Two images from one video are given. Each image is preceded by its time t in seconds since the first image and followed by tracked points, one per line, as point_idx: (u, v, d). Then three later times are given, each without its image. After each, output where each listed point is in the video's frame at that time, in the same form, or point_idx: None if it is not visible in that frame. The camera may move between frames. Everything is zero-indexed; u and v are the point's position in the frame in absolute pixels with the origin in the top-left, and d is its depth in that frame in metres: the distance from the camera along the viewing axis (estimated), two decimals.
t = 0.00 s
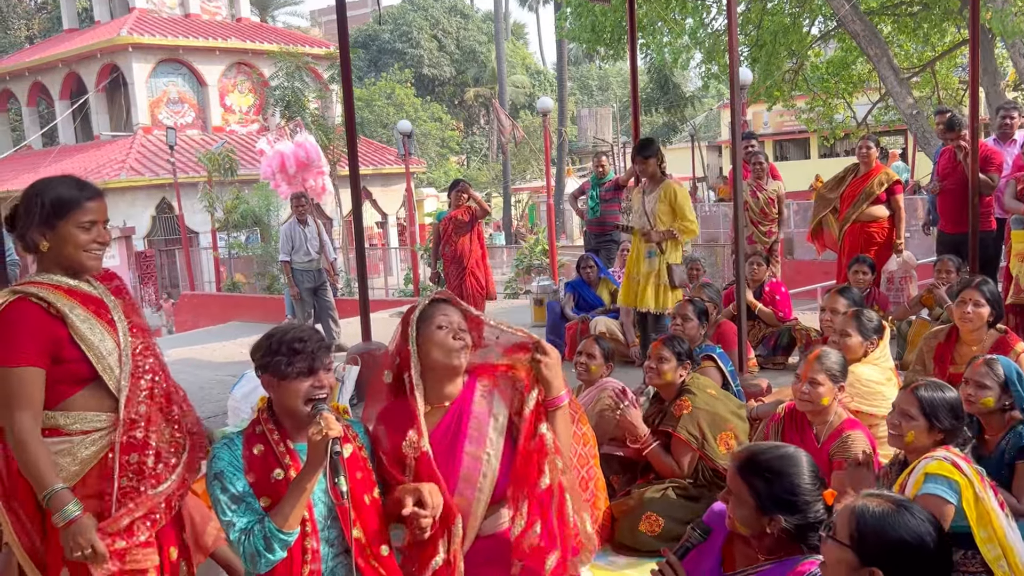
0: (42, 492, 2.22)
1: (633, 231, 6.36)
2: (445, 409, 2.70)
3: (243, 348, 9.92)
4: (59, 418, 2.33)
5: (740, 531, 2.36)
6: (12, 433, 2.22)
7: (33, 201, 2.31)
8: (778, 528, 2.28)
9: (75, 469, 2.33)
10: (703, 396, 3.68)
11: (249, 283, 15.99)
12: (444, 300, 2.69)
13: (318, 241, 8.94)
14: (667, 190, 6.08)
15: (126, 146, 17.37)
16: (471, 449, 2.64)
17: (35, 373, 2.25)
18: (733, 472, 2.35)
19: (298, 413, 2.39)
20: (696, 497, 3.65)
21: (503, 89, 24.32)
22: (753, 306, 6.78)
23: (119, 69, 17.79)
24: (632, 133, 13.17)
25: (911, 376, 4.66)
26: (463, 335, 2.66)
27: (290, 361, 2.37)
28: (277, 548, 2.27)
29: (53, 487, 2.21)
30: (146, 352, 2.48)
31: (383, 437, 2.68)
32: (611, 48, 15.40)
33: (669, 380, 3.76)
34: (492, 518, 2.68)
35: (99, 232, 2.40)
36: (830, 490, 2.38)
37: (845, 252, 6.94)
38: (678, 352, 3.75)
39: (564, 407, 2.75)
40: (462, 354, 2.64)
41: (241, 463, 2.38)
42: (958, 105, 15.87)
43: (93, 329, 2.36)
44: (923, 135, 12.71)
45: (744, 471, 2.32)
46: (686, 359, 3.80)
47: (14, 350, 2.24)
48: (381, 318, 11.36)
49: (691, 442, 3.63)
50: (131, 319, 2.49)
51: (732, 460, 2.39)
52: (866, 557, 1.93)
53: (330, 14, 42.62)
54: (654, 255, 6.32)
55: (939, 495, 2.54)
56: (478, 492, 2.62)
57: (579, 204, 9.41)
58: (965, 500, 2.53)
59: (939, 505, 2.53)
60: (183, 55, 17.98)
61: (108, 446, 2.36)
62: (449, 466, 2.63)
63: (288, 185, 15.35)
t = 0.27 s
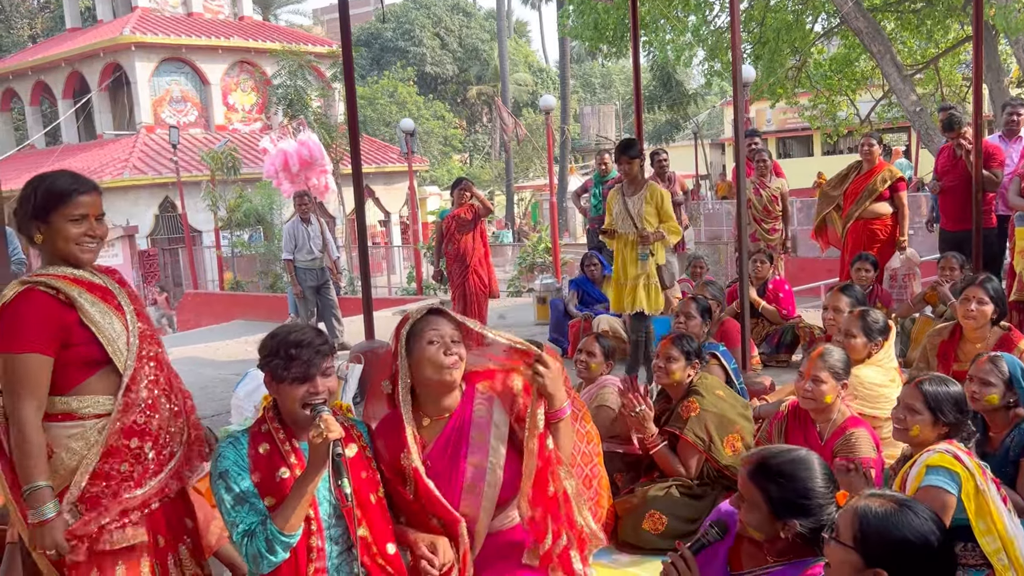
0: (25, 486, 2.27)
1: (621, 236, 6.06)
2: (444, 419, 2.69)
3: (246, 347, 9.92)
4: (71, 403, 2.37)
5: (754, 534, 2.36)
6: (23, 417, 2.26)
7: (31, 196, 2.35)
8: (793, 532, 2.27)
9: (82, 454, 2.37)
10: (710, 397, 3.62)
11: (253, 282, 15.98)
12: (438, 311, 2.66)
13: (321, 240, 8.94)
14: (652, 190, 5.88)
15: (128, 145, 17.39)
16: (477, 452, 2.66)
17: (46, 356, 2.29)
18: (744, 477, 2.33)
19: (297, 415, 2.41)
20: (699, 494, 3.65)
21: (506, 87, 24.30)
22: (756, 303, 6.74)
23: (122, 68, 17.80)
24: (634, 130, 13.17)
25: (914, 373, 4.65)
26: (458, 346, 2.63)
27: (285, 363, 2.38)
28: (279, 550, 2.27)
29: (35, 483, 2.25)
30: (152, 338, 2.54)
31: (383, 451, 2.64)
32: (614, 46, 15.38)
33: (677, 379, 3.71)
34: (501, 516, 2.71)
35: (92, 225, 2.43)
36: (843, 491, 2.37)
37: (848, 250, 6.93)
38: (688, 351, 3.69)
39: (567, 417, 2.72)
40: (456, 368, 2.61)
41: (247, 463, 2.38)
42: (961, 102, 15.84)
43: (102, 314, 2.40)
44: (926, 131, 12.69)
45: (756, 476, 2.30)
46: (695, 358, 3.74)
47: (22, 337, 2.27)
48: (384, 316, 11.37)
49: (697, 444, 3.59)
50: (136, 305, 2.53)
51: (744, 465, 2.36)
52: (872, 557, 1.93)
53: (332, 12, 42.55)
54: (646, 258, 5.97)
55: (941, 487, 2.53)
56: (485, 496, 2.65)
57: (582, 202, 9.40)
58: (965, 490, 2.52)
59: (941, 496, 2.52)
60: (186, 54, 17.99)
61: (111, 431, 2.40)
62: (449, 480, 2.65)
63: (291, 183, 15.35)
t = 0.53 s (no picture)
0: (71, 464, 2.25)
1: (606, 238, 6.09)
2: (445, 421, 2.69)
3: (249, 345, 9.93)
4: (74, 400, 2.34)
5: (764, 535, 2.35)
6: (40, 409, 2.25)
7: (36, 195, 2.39)
8: (805, 533, 2.27)
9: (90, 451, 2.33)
10: (719, 401, 3.60)
11: (255, 281, 15.99)
12: (434, 314, 2.64)
13: (323, 239, 8.95)
14: (640, 195, 5.89)
15: (131, 145, 17.41)
16: (476, 453, 2.67)
17: (53, 348, 2.28)
18: (753, 479, 2.31)
19: (293, 418, 2.42)
20: (702, 494, 3.66)
21: (507, 85, 24.30)
22: (758, 301, 6.73)
23: (124, 67, 17.82)
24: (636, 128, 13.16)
25: (917, 370, 4.64)
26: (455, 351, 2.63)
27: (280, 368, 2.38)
28: (269, 553, 2.28)
29: (79, 458, 2.24)
30: (157, 336, 2.52)
31: (384, 452, 2.67)
32: (616, 43, 15.37)
33: (687, 380, 3.70)
34: (500, 518, 2.70)
35: (88, 223, 2.43)
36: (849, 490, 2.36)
37: (850, 248, 6.93)
38: (698, 353, 3.68)
39: (566, 423, 2.65)
40: (451, 374, 2.61)
41: (244, 463, 2.39)
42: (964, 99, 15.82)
43: (105, 310, 2.40)
44: (928, 128, 12.67)
45: (765, 479, 2.28)
46: (707, 359, 3.72)
47: (27, 328, 2.27)
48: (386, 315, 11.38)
49: (704, 449, 3.58)
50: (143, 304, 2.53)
51: (752, 467, 2.33)
52: (887, 547, 1.93)
53: (334, 10, 42.52)
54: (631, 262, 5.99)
55: (954, 484, 2.52)
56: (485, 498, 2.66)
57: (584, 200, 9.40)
58: (976, 488, 2.53)
59: (952, 491, 2.52)
60: (188, 53, 18.00)
61: (118, 429, 2.37)
62: (448, 481, 2.67)
63: (293, 182, 15.35)
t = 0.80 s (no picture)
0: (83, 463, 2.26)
1: (596, 238, 5.94)
2: (450, 416, 2.69)
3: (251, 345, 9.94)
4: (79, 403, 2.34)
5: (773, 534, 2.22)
6: (49, 411, 2.26)
7: (52, 197, 2.38)
8: (816, 533, 2.17)
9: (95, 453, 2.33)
10: (725, 404, 3.62)
11: (258, 280, 16.03)
12: (437, 310, 2.62)
13: (324, 238, 8.96)
14: (630, 193, 5.73)
15: (132, 144, 17.42)
16: (480, 450, 2.67)
17: (63, 351, 2.29)
18: (764, 478, 2.21)
19: (291, 416, 2.41)
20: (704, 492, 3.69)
21: (508, 84, 24.30)
22: (760, 298, 6.74)
23: (125, 67, 17.83)
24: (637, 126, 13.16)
25: (920, 368, 4.64)
26: (460, 348, 2.63)
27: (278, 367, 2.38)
28: (261, 555, 2.30)
29: (94, 454, 2.24)
30: (166, 345, 2.53)
31: (388, 447, 2.68)
32: (617, 41, 15.37)
33: (692, 381, 3.72)
34: (500, 517, 2.70)
35: (104, 229, 2.43)
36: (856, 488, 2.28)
37: (851, 245, 6.92)
38: (704, 354, 3.71)
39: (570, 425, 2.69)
40: (453, 371, 2.60)
41: (241, 463, 2.40)
42: (966, 96, 15.81)
43: (115, 316, 2.40)
44: (930, 125, 12.66)
45: (778, 480, 2.17)
46: (712, 361, 3.74)
47: (36, 331, 2.28)
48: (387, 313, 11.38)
49: (709, 453, 3.60)
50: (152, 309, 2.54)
51: (763, 465, 2.24)
52: (917, 535, 1.91)
53: (335, 9, 42.50)
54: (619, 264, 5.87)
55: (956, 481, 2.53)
56: (485, 497, 2.66)
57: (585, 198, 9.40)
58: (978, 486, 2.52)
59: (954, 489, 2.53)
60: (189, 52, 18.01)
61: (126, 432, 2.37)
62: (450, 477, 2.67)
63: (295, 180, 15.36)
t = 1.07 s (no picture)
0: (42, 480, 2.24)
1: (579, 246, 5.90)
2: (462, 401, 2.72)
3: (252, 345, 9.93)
4: (75, 406, 2.34)
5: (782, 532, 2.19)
6: (30, 418, 2.25)
7: (56, 195, 2.37)
8: (823, 529, 2.13)
9: (92, 456, 2.35)
10: (731, 402, 3.64)
11: (259, 280, 16.04)
12: (446, 297, 2.66)
13: (325, 238, 8.95)
14: (612, 199, 5.68)
15: (132, 145, 17.42)
16: (486, 438, 2.67)
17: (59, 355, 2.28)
18: (772, 474, 2.18)
19: (294, 407, 2.40)
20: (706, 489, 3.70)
21: (509, 83, 24.29)
22: (762, 295, 6.75)
23: (125, 67, 17.82)
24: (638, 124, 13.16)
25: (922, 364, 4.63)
26: (469, 335, 2.66)
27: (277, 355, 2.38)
28: (268, 541, 2.28)
29: (52, 477, 2.22)
30: (168, 347, 2.53)
31: (399, 435, 2.72)
32: (617, 40, 15.36)
33: (697, 381, 3.71)
34: (501, 513, 2.70)
35: (111, 226, 2.44)
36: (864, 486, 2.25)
37: (851, 243, 6.92)
38: (709, 354, 3.68)
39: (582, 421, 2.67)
40: (462, 357, 2.63)
41: (241, 455, 2.39)
42: (966, 93, 15.80)
43: (116, 318, 2.40)
44: (931, 122, 12.65)
45: (787, 476, 2.14)
46: (718, 360, 3.71)
47: (33, 333, 2.27)
48: (388, 313, 11.37)
49: (715, 452, 3.64)
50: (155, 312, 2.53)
51: (770, 461, 2.21)
52: (950, 524, 1.88)
53: (334, 8, 42.47)
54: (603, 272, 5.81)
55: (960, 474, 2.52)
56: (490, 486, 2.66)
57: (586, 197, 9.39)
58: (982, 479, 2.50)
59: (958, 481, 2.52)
60: (189, 53, 18.00)
61: (123, 434, 2.38)
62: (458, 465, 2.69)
63: (295, 180, 15.36)
